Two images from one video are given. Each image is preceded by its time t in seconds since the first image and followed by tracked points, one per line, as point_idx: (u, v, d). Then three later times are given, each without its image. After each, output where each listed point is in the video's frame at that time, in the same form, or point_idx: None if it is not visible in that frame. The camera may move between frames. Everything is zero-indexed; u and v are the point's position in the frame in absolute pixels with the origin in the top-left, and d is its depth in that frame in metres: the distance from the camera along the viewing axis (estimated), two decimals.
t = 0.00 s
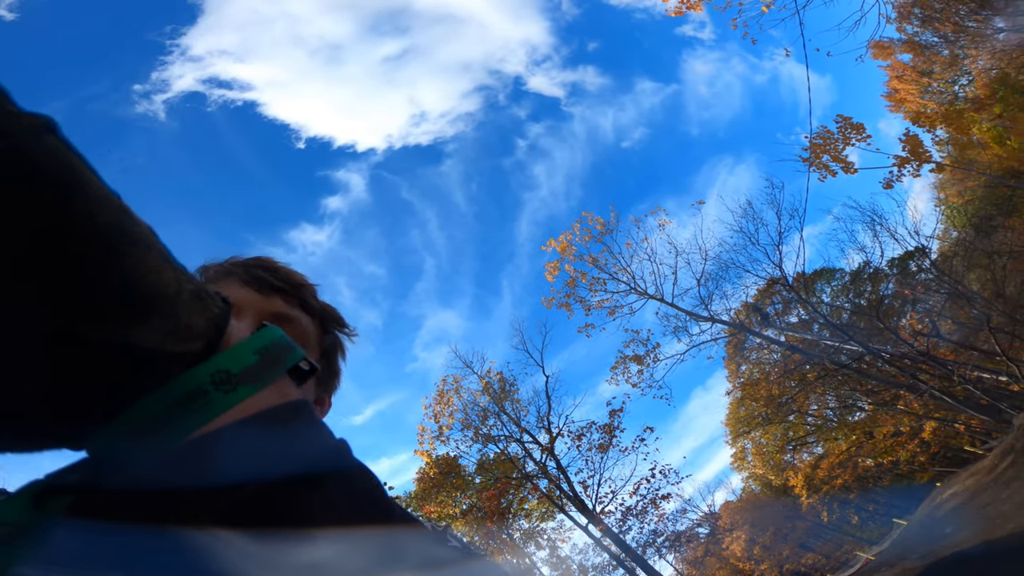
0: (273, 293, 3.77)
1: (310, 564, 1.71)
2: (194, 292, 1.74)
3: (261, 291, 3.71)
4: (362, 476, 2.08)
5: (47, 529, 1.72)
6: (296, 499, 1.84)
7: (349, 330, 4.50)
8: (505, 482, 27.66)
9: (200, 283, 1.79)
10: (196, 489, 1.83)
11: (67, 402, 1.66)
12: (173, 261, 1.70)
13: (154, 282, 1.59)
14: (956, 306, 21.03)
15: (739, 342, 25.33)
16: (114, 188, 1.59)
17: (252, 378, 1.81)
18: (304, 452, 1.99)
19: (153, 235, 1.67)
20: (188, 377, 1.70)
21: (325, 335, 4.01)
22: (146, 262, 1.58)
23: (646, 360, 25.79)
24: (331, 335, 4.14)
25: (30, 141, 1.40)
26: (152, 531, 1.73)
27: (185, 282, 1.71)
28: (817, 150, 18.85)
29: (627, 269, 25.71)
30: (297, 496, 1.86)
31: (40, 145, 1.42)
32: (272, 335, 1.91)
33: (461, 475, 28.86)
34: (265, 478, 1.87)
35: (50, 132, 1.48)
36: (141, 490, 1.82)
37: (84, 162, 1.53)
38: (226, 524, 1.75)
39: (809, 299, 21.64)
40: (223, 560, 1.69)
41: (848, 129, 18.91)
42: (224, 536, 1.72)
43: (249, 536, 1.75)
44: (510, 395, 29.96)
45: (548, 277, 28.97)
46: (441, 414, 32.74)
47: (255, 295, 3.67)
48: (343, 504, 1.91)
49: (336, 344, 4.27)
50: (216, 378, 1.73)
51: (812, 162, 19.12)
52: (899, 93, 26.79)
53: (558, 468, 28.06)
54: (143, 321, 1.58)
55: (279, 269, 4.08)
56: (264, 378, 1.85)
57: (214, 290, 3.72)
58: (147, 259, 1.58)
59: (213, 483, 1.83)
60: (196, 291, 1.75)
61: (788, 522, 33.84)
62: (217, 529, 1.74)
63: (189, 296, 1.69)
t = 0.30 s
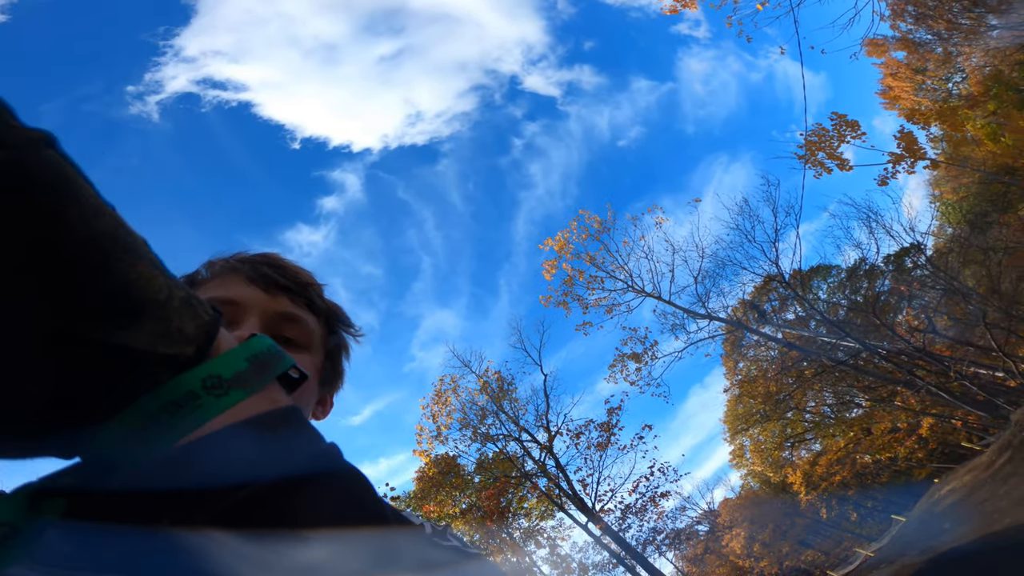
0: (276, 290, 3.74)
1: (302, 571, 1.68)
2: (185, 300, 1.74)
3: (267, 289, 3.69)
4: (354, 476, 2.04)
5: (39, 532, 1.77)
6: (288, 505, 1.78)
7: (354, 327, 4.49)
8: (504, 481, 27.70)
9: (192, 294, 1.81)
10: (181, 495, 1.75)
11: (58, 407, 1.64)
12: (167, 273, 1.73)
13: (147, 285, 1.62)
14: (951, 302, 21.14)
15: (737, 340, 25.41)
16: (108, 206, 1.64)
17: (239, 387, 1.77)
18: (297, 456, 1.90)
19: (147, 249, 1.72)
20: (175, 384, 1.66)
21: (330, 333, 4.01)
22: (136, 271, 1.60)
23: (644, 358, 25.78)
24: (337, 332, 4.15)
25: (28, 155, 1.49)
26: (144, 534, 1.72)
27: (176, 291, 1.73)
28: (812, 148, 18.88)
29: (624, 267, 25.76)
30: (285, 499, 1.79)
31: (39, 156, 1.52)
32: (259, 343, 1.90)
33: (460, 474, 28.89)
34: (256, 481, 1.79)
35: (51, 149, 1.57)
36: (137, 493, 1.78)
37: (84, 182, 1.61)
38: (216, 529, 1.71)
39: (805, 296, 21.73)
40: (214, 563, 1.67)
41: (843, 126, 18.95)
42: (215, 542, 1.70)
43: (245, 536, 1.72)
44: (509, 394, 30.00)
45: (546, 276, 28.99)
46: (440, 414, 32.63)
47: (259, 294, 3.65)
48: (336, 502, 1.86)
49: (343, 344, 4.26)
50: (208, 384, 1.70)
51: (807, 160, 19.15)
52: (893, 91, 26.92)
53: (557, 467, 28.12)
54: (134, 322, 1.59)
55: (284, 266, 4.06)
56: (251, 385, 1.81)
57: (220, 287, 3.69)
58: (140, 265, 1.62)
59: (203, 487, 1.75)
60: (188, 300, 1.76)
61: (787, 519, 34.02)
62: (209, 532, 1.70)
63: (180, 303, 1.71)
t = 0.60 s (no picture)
0: (267, 286, 3.72)
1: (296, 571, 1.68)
2: (160, 306, 1.75)
3: (258, 285, 3.67)
4: (344, 479, 2.02)
5: (26, 527, 1.79)
6: (280, 507, 1.76)
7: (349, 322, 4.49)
8: (503, 480, 27.74)
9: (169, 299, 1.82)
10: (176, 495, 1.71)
11: (37, 405, 1.64)
12: (143, 280, 1.75)
13: (121, 293, 1.63)
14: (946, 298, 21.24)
15: (735, 337, 25.48)
16: (84, 218, 1.65)
17: (224, 393, 1.76)
18: (289, 458, 1.89)
19: (125, 260, 1.73)
20: (157, 392, 1.66)
21: (324, 327, 3.99)
22: (113, 281, 1.62)
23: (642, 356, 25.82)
24: (331, 326, 4.13)
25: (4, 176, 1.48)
26: (136, 534, 1.72)
27: (151, 296, 1.74)
28: (808, 145, 18.93)
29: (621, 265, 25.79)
30: (275, 502, 1.77)
31: (17, 180, 1.51)
32: (245, 352, 1.90)
33: (459, 474, 28.94)
34: (244, 481, 1.75)
35: (32, 173, 1.56)
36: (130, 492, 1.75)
37: (64, 203, 1.61)
38: (209, 528, 1.70)
39: (802, 293, 21.81)
40: (207, 561, 1.70)
41: (838, 124, 19.00)
42: (209, 542, 1.70)
43: (240, 537, 1.71)
44: (507, 393, 30.02)
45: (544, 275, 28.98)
46: (439, 413, 32.64)
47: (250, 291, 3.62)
48: (326, 504, 1.84)
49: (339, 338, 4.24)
50: (191, 391, 1.70)
51: (803, 157, 19.19)
52: (887, 88, 26.98)
53: (556, 466, 28.16)
54: (106, 322, 1.59)
55: (275, 262, 4.05)
56: (236, 393, 1.81)
57: (211, 287, 3.68)
58: (115, 274, 1.63)
59: (191, 491, 1.71)
60: (165, 306, 1.77)
61: (786, 516, 34.23)
62: (202, 532, 1.69)
63: (156, 310, 1.72)
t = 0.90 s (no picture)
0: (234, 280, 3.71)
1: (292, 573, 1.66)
2: (155, 320, 1.84)
3: (224, 280, 3.67)
4: (340, 480, 2.00)
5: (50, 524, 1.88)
6: (277, 506, 1.74)
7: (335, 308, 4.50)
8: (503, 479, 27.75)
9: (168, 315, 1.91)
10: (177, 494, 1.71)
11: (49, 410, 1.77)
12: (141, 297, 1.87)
13: (114, 309, 1.74)
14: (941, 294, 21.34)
15: (732, 334, 25.54)
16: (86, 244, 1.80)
17: (224, 401, 1.79)
18: (286, 458, 1.85)
19: (125, 280, 1.86)
20: (158, 403, 1.72)
21: (303, 314, 3.94)
22: (108, 298, 1.75)
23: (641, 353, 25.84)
24: (313, 313, 4.08)
25: (8, 209, 1.66)
26: (135, 534, 1.71)
27: (147, 311, 1.84)
28: (804, 143, 18.98)
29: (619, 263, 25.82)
30: (273, 501, 1.75)
31: (19, 210, 1.69)
32: (244, 361, 1.94)
33: (459, 474, 28.95)
34: (242, 482, 1.73)
35: (34, 205, 1.73)
36: (131, 491, 1.74)
37: (67, 232, 1.77)
38: (204, 526, 1.67)
39: (798, 290, 21.89)
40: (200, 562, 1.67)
41: (834, 122, 19.04)
42: (203, 541, 1.68)
43: (235, 536, 1.69)
44: (505, 393, 30.03)
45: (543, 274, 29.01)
46: (437, 413, 32.61)
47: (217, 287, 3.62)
48: (322, 504, 1.82)
49: (326, 325, 4.19)
50: (191, 401, 1.75)
51: (799, 155, 19.22)
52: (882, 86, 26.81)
53: (555, 464, 28.18)
54: (99, 335, 1.72)
55: (244, 258, 4.05)
56: (234, 400, 1.83)
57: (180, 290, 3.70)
58: (110, 292, 1.76)
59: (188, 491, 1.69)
60: (161, 320, 1.86)
61: (785, 514, 34.33)
62: (196, 531, 1.67)
63: (151, 321, 1.82)
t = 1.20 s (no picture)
0: (215, 279, 3.70)
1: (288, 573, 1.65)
2: (150, 325, 1.82)
3: (204, 279, 3.66)
4: (341, 481, 1.99)
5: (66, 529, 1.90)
6: (272, 507, 1.73)
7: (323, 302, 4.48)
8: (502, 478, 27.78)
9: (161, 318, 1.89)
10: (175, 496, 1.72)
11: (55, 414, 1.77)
12: (133, 301, 1.84)
13: (108, 315, 1.72)
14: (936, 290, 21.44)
15: (729, 332, 25.61)
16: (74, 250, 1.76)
17: (222, 403, 1.79)
18: (285, 459, 1.85)
19: (116, 285, 1.82)
20: (159, 407, 1.72)
21: (290, 307, 3.92)
22: (100, 304, 1.71)
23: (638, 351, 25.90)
24: (302, 305, 4.05)
25: None
26: (137, 538, 1.73)
27: (141, 316, 1.81)
28: (800, 141, 19.05)
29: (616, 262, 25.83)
30: (271, 501, 1.74)
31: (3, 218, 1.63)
32: (242, 361, 1.93)
33: (458, 473, 28.97)
34: (241, 482, 1.73)
35: (18, 211, 1.68)
36: (134, 493, 1.76)
37: (52, 237, 1.73)
38: (198, 529, 1.68)
39: (795, 287, 21.97)
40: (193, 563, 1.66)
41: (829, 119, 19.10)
42: (198, 542, 1.67)
43: (230, 538, 1.68)
44: (503, 391, 30.02)
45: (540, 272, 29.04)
46: (436, 412, 32.59)
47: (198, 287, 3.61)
48: (322, 503, 1.81)
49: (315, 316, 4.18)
50: (189, 404, 1.75)
51: (794, 153, 19.29)
52: (878, 84, 26.69)
53: (554, 463, 28.20)
54: (98, 344, 1.71)
55: (224, 257, 4.03)
56: (232, 401, 1.83)
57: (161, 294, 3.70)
58: (102, 298, 1.73)
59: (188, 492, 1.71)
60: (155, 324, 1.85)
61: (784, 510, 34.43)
62: (192, 532, 1.67)
63: (145, 327, 1.80)
